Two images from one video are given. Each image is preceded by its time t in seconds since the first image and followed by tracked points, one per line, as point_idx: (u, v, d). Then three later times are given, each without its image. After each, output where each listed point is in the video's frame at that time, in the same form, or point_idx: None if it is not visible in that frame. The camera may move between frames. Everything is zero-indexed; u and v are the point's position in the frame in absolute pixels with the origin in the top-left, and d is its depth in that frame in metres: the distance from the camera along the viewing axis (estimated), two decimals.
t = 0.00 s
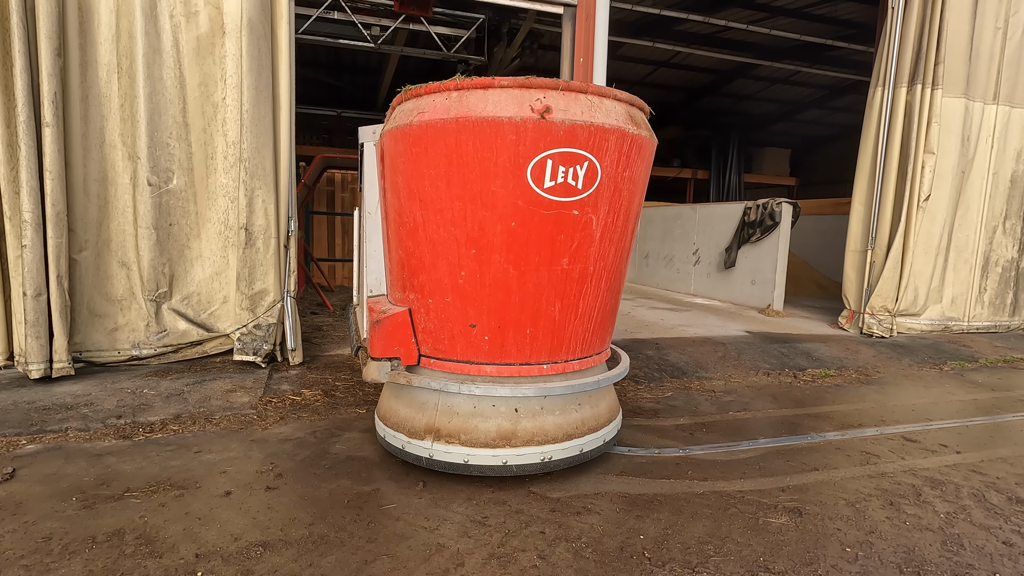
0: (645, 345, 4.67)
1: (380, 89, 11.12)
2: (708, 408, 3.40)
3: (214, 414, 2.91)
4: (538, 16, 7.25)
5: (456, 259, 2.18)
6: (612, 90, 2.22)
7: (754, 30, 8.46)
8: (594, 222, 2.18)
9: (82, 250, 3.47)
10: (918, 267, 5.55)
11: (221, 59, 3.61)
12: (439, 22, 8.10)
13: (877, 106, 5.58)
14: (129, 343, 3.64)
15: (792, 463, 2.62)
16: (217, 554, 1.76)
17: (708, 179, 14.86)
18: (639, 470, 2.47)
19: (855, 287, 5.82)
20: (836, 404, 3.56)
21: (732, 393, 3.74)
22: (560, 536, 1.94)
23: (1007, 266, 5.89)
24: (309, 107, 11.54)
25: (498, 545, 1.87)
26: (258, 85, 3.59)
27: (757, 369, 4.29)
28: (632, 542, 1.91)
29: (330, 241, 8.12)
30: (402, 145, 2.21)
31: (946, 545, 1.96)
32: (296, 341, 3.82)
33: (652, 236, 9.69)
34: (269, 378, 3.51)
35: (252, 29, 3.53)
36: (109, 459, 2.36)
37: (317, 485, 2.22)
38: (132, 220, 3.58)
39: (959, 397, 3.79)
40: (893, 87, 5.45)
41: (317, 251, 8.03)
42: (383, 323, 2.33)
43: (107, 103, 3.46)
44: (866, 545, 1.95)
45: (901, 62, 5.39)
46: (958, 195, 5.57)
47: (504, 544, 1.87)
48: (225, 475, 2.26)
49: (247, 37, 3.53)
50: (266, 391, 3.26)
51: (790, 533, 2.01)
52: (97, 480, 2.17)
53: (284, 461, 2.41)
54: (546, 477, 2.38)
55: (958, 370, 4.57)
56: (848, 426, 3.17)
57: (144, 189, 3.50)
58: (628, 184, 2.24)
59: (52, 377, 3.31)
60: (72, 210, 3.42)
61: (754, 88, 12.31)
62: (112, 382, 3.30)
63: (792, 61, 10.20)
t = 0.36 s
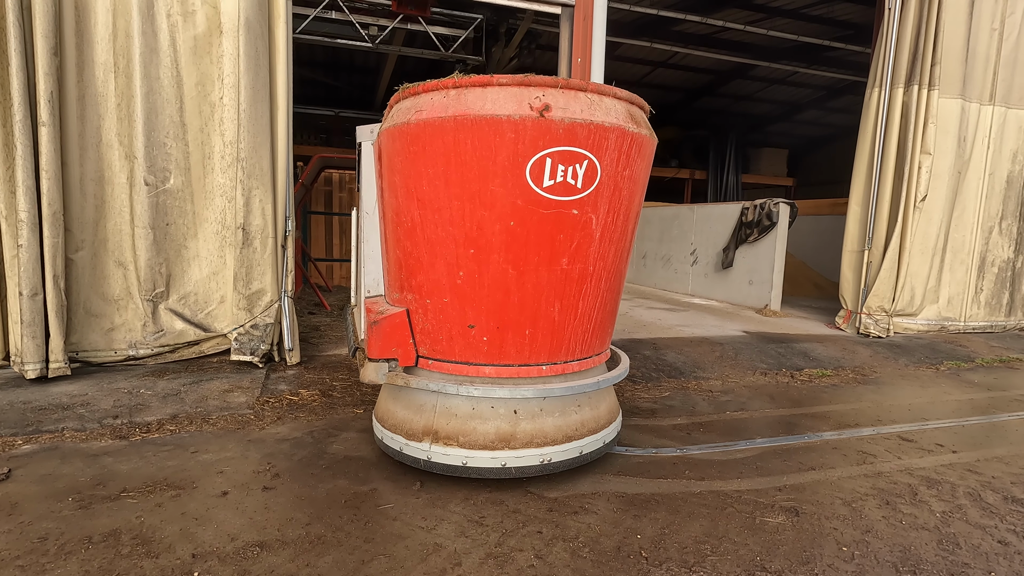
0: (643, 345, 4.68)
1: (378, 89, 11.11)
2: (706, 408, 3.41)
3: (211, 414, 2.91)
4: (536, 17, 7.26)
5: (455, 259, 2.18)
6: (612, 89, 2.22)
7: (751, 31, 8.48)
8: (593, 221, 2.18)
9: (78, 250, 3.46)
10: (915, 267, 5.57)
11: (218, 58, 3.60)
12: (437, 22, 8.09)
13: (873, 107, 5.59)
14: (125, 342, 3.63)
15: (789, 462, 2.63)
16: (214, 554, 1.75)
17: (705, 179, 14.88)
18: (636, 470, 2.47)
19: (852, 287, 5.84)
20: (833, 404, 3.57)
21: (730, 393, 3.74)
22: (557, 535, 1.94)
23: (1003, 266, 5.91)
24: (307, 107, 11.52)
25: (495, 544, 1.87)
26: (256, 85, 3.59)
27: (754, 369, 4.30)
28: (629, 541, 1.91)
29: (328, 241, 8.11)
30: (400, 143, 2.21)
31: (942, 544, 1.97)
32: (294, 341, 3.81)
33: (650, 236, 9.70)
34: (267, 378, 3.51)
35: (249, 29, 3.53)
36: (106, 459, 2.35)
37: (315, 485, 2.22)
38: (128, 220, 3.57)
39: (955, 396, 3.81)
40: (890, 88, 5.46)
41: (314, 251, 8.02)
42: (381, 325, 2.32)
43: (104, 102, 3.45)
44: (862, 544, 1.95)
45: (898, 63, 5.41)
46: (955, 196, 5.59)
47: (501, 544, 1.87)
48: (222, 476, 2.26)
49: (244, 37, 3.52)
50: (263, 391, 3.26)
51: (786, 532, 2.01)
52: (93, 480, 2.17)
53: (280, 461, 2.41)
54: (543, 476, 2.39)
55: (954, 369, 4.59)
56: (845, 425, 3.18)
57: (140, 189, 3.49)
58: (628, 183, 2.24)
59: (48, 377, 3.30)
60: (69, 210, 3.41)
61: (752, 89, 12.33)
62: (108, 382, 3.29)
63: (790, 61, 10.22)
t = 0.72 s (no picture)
0: (642, 345, 4.68)
1: (378, 89, 11.11)
2: (705, 407, 3.41)
3: (210, 414, 2.91)
4: (535, 17, 7.28)
5: (455, 259, 2.18)
6: (611, 89, 2.22)
7: (751, 31, 8.49)
8: (593, 222, 2.18)
9: (78, 249, 3.46)
10: (914, 267, 5.58)
11: (217, 58, 3.60)
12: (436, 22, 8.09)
13: (873, 107, 5.60)
14: (125, 342, 3.62)
15: (788, 462, 2.63)
16: (213, 554, 1.75)
17: (705, 179, 14.89)
18: (635, 470, 2.48)
19: (851, 287, 5.85)
20: (832, 403, 3.58)
21: (729, 393, 3.75)
22: (556, 535, 1.94)
23: (1002, 266, 5.92)
24: (306, 107, 11.52)
25: (494, 544, 1.87)
26: (255, 85, 3.58)
27: (753, 369, 4.31)
28: (628, 541, 1.91)
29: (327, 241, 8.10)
30: (400, 143, 2.21)
31: (940, 543, 1.97)
32: (293, 341, 3.81)
33: (649, 236, 9.70)
34: (266, 378, 3.50)
35: (248, 29, 3.53)
36: (105, 459, 2.35)
37: (314, 485, 2.22)
38: (128, 219, 3.56)
39: (953, 396, 3.81)
40: (889, 88, 5.47)
41: (314, 251, 8.01)
42: (380, 325, 2.32)
43: (103, 102, 3.45)
44: (861, 544, 1.96)
45: (897, 63, 5.41)
46: (954, 196, 5.59)
47: (500, 544, 1.87)
48: (221, 476, 2.25)
49: (244, 37, 3.52)
50: (262, 391, 3.26)
51: (785, 532, 2.01)
52: (93, 480, 2.16)
53: (280, 461, 2.41)
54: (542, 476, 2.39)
55: (953, 370, 4.60)
56: (844, 425, 3.18)
57: (140, 189, 3.49)
58: (628, 183, 2.24)
59: (47, 377, 3.29)
60: (68, 209, 3.41)
61: (751, 89, 12.34)
62: (107, 382, 3.28)
63: (789, 62, 10.24)
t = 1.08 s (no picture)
0: (641, 346, 4.68)
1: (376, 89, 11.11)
2: (704, 408, 3.41)
3: (208, 415, 2.90)
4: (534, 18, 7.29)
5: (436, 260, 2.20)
6: (594, 87, 2.16)
7: (749, 33, 8.51)
8: (574, 223, 2.14)
9: (76, 250, 3.45)
10: (912, 268, 5.59)
11: (216, 59, 3.60)
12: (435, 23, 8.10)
13: (870, 109, 5.61)
14: (122, 343, 3.62)
15: (786, 463, 2.64)
16: (211, 555, 1.75)
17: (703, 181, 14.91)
18: (634, 471, 2.48)
19: (849, 288, 5.86)
20: (830, 404, 3.59)
21: (727, 394, 3.75)
22: (554, 536, 1.94)
23: (999, 268, 5.93)
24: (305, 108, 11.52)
25: (493, 545, 1.87)
26: (254, 85, 3.58)
27: (751, 370, 4.31)
28: (627, 542, 1.92)
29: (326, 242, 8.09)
30: (386, 146, 2.27)
31: (937, 544, 1.98)
32: (292, 342, 3.80)
33: (648, 237, 9.71)
34: (264, 379, 3.50)
35: (247, 29, 3.52)
36: (102, 460, 2.35)
37: (312, 486, 2.22)
38: (126, 220, 3.56)
39: (951, 398, 3.82)
40: (887, 90, 5.47)
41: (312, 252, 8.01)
42: (375, 321, 2.38)
43: (101, 103, 3.45)
44: (859, 545, 1.96)
45: (895, 65, 5.43)
46: (951, 198, 5.61)
47: (499, 545, 1.87)
48: (219, 477, 2.25)
49: (243, 37, 3.52)
50: (261, 391, 3.26)
51: (784, 533, 2.01)
52: (90, 481, 2.16)
53: (278, 462, 2.40)
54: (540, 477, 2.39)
55: (951, 371, 4.61)
56: (842, 426, 3.19)
57: (138, 189, 3.49)
58: (612, 183, 2.18)
59: (45, 378, 3.28)
60: (66, 210, 3.41)
61: (749, 91, 12.36)
62: (105, 383, 3.28)
63: (787, 64, 10.26)
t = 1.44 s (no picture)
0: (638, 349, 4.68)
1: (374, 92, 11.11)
2: (700, 411, 3.41)
3: (205, 417, 2.89)
4: (532, 21, 7.31)
5: (409, 259, 2.27)
6: (549, 82, 2.07)
7: (746, 37, 8.55)
8: (531, 222, 2.07)
9: (72, 251, 3.45)
10: (907, 272, 5.61)
11: (214, 61, 3.60)
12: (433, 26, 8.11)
13: (866, 113, 5.65)
14: (119, 345, 3.60)
15: (783, 466, 2.64)
16: (207, 558, 1.74)
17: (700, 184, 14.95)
18: (631, 474, 2.48)
19: (846, 291, 5.88)
20: (827, 407, 3.59)
21: (724, 396, 3.76)
22: (551, 539, 1.94)
23: (994, 271, 5.95)
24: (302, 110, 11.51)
25: (489, 548, 1.87)
26: (252, 88, 3.58)
27: (748, 373, 4.32)
28: (624, 545, 1.92)
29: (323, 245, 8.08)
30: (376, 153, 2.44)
31: (933, 547, 1.98)
32: (289, 344, 3.81)
33: (645, 240, 9.73)
34: (261, 381, 3.49)
35: (245, 31, 3.52)
36: (98, 462, 2.34)
37: (309, 488, 2.21)
38: (122, 221, 3.56)
39: (947, 400, 3.84)
40: (882, 94, 5.51)
41: (310, 254, 8.00)
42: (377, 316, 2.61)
43: (99, 104, 3.45)
44: (855, 548, 1.96)
45: (890, 69, 5.46)
46: (946, 201, 5.64)
47: (495, 548, 1.87)
48: (216, 479, 2.25)
49: (241, 39, 3.52)
50: (257, 394, 3.25)
51: (780, 536, 2.02)
52: (86, 484, 2.15)
53: (275, 464, 2.40)
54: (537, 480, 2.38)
55: (947, 374, 4.62)
56: (839, 429, 3.20)
57: (135, 191, 3.49)
58: (571, 181, 2.06)
59: (40, 380, 3.27)
60: (63, 211, 3.40)
61: (746, 94, 12.41)
62: (101, 385, 3.27)
63: (784, 68, 10.31)
